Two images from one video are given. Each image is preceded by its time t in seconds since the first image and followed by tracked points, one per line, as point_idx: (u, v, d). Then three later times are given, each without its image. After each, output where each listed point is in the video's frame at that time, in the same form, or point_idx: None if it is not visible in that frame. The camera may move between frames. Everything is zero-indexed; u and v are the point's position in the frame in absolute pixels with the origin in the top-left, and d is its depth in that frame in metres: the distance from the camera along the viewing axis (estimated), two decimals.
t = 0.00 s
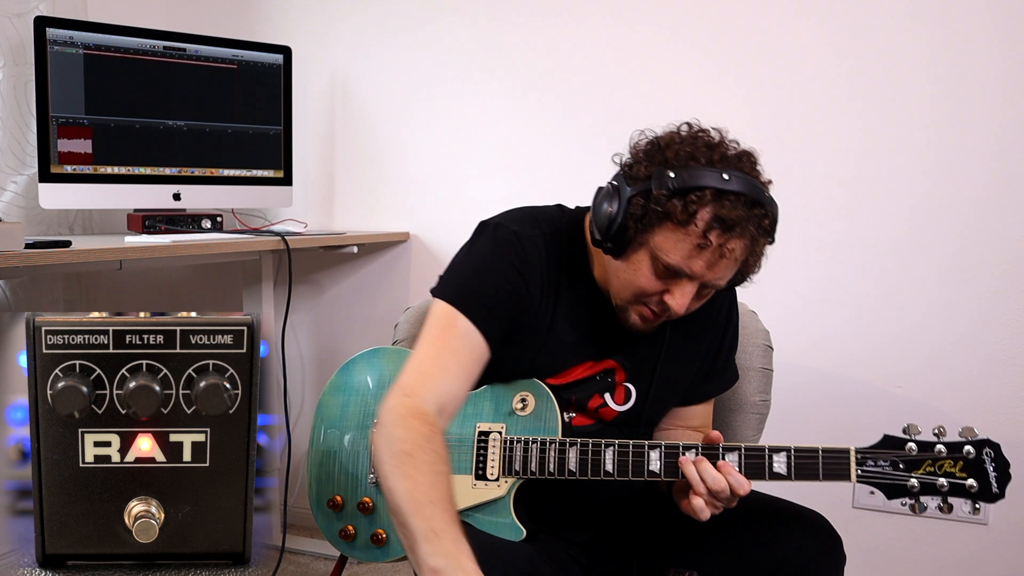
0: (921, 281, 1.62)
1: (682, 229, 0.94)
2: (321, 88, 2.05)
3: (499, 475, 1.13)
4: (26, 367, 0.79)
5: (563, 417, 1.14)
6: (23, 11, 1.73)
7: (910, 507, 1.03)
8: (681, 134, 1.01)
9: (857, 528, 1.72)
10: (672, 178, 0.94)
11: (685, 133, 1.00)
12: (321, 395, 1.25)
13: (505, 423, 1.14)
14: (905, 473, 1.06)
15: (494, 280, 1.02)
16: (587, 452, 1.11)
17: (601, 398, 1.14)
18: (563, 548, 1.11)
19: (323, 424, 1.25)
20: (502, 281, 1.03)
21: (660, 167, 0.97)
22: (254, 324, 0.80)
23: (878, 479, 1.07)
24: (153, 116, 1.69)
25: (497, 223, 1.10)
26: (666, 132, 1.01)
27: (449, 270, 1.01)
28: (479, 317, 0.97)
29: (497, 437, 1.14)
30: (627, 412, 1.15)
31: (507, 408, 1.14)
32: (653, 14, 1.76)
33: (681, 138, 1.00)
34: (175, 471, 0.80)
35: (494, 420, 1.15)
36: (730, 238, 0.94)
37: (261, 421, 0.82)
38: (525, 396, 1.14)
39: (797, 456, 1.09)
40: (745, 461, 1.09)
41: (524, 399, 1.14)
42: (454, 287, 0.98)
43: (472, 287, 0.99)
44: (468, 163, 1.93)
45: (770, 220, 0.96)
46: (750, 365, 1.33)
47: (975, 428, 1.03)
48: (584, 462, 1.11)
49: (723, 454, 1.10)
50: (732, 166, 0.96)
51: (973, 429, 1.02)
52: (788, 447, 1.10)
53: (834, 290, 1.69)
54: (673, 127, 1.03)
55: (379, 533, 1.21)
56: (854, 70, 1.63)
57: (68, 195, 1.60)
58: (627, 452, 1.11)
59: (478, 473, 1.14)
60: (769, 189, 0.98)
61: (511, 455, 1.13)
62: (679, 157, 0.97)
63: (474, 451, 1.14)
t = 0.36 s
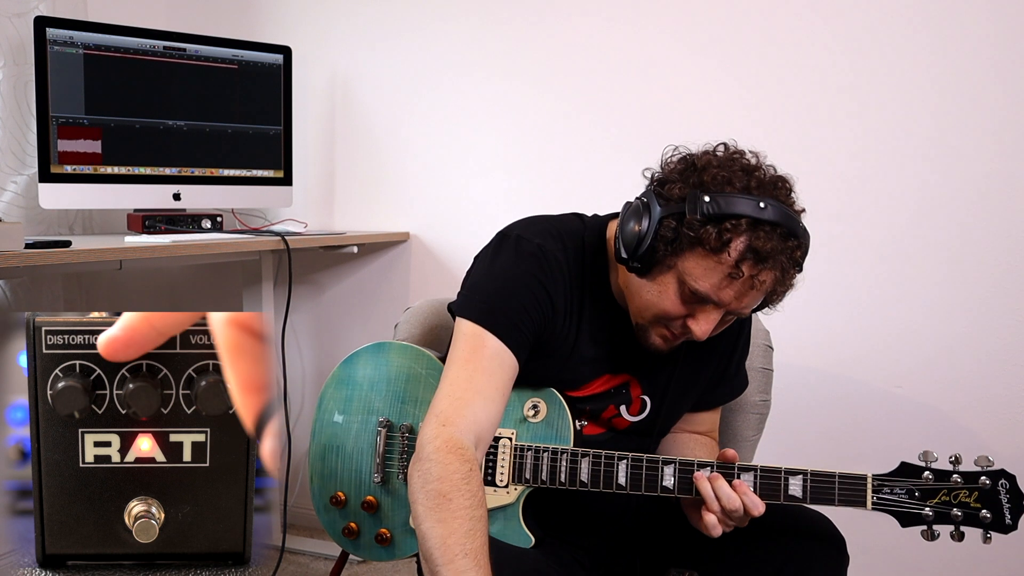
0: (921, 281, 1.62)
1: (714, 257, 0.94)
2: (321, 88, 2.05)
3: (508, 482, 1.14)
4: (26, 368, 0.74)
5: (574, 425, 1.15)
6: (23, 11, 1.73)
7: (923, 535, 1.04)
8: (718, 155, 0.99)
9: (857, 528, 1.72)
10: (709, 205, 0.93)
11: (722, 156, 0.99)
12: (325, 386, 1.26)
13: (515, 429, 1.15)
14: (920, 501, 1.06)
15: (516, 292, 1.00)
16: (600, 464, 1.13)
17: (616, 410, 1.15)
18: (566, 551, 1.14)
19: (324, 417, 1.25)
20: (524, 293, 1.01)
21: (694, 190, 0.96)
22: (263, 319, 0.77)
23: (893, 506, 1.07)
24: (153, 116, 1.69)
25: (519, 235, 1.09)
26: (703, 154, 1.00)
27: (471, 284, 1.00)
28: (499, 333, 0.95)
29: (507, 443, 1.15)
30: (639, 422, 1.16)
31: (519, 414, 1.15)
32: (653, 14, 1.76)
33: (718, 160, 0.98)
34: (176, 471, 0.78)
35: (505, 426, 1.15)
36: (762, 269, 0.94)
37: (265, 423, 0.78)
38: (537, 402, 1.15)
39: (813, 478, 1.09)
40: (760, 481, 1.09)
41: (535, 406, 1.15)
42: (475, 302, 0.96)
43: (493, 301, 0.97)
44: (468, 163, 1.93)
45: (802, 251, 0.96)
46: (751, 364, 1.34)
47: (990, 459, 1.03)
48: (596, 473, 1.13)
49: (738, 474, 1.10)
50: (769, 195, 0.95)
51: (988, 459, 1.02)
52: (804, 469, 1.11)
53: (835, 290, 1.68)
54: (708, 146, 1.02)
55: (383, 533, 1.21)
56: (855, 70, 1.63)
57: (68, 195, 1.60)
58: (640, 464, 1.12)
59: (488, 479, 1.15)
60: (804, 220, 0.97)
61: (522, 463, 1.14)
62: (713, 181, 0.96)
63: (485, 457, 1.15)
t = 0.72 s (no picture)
0: (921, 281, 1.62)
1: (716, 266, 0.94)
2: (321, 88, 2.05)
3: (508, 483, 1.14)
4: (26, 368, 0.78)
5: (574, 427, 1.15)
6: (23, 11, 1.73)
7: (923, 541, 1.04)
8: (723, 162, 0.99)
9: (856, 528, 1.72)
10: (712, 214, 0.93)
11: (727, 163, 0.99)
12: (323, 385, 1.26)
13: (515, 431, 1.15)
14: (920, 508, 1.06)
15: (516, 296, 1.00)
16: (599, 467, 1.12)
17: (615, 412, 1.15)
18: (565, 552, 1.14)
19: (324, 417, 1.25)
20: (524, 297, 1.01)
21: (698, 197, 0.96)
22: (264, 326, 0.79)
23: (893, 512, 1.07)
24: (153, 116, 1.69)
25: (518, 239, 1.08)
26: (708, 160, 0.99)
27: (471, 288, 1.00)
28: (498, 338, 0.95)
29: (506, 445, 1.14)
30: (639, 425, 1.16)
31: (519, 416, 1.15)
32: (653, 14, 1.75)
33: (722, 167, 0.98)
34: (176, 471, 0.81)
35: (505, 427, 1.15)
36: (764, 279, 0.94)
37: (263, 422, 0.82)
38: (537, 404, 1.14)
39: (813, 484, 1.08)
40: (760, 486, 1.09)
41: (535, 407, 1.14)
42: (473, 305, 0.96)
43: (492, 304, 0.97)
44: (469, 162, 1.93)
45: (803, 261, 0.96)
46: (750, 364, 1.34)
47: (991, 465, 1.03)
48: (596, 476, 1.12)
49: (738, 478, 1.10)
50: (774, 205, 0.95)
51: (990, 465, 1.02)
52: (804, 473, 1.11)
53: (835, 291, 1.68)
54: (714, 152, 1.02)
55: (382, 533, 1.22)
56: (854, 70, 1.63)
57: (68, 195, 1.60)
58: (640, 467, 1.12)
59: (487, 481, 1.14)
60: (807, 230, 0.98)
61: (521, 464, 1.14)
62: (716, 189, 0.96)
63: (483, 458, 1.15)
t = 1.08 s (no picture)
0: (921, 281, 1.62)
1: (716, 268, 0.94)
2: (321, 88, 2.05)
3: (508, 484, 1.14)
4: (26, 368, 0.78)
5: (574, 428, 1.15)
6: (23, 11, 1.73)
7: (923, 541, 1.04)
8: (723, 163, 0.99)
9: (857, 528, 1.72)
10: (711, 216, 0.93)
11: (728, 165, 0.99)
12: (322, 385, 1.26)
13: (515, 431, 1.15)
14: (920, 509, 1.06)
15: (517, 297, 1.00)
16: (599, 468, 1.12)
17: (614, 413, 1.15)
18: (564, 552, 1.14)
19: (324, 418, 1.25)
20: (525, 298, 1.01)
21: (698, 199, 0.96)
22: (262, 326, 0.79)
23: (894, 513, 1.07)
24: (153, 116, 1.69)
25: (519, 239, 1.08)
26: (708, 163, 1.00)
27: (472, 288, 1.00)
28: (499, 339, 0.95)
29: (506, 445, 1.14)
30: (639, 426, 1.16)
31: (519, 417, 1.15)
32: (653, 14, 1.75)
33: (723, 169, 0.98)
34: (176, 471, 0.81)
35: (505, 428, 1.15)
36: (764, 282, 0.94)
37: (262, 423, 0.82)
38: (537, 405, 1.14)
39: (813, 484, 1.08)
40: (761, 486, 1.09)
41: (535, 408, 1.14)
42: (474, 305, 0.96)
43: (493, 304, 0.97)
44: (469, 162, 1.93)
45: (803, 264, 0.96)
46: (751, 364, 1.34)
47: (991, 466, 1.02)
48: (596, 477, 1.12)
49: (739, 479, 1.10)
50: (774, 207, 0.95)
51: (990, 466, 1.01)
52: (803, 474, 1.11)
53: (835, 291, 1.68)
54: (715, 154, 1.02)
55: (382, 533, 1.22)
56: (854, 70, 1.63)
57: (68, 195, 1.60)
58: (640, 468, 1.12)
59: (487, 481, 1.15)
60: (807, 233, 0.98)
61: (521, 465, 1.14)
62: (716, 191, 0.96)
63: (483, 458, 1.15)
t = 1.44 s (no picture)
0: (921, 281, 1.62)
1: (715, 267, 0.94)
2: (322, 88, 2.05)
3: (508, 483, 1.14)
4: (26, 367, 0.78)
5: (574, 428, 1.15)
6: (23, 11, 1.73)
7: (924, 539, 1.03)
8: (723, 163, 0.99)
9: (857, 528, 1.73)
10: (711, 215, 0.93)
11: (728, 165, 0.99)
12: (322, 385, 1.26)
13: (515, 431, 1.15)
14: (920, 507, 1.06)
15: (515, 297, 1.00)
16: (599, 467, 1.12)
17: (614, 413, 1.15)
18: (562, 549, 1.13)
19: (325, 419, 1.25)
20: (525, 298, 1.01)
21: (699, 198, 0.96)
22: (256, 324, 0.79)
23: (895, 512, 1.06)
24: (153, 116, 1.69)
25: (519, 239, 1.08)
26: (708, 163, 1.00)
27: (471, 287, 1.00)
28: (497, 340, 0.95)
29: (506, 445, 1.15)
30: (639, 426, 1.16)
31: (519, 416, 1.15)
32: (653, 14, 1.75)
33: (723, 169, 0.98)
34: (176, 471, 0.81)
35: (505, 427, 1.15)
36: (763, 281, 0.94)
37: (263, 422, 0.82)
38: (537, 405, 1.14)
39: (813, 483, 1.08)
40: (761, 486, 1.09)
41: (535, 408, 1.14)
42: (473, 305, 0.96)
43: (493, 304, 0.97)
44: (469, 162, 1.93)
45: (803, 264, 0.96)
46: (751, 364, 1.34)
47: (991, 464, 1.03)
48: (596, 477, 1.12)
49: (739, 479, 1.10)
50: (774, 207, 0.95)
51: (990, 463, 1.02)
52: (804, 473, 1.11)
53: (835, 291, 1.68)
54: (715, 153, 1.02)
55: (382, 532, 1.22)
56: (854, 70, 1.63)
57: (68, 195, 1.60)
58: (640, 468, 1.12)
59: (487, 481, 1.15)
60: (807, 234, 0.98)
61: (521, 464, 1.14)
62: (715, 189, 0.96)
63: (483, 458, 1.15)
